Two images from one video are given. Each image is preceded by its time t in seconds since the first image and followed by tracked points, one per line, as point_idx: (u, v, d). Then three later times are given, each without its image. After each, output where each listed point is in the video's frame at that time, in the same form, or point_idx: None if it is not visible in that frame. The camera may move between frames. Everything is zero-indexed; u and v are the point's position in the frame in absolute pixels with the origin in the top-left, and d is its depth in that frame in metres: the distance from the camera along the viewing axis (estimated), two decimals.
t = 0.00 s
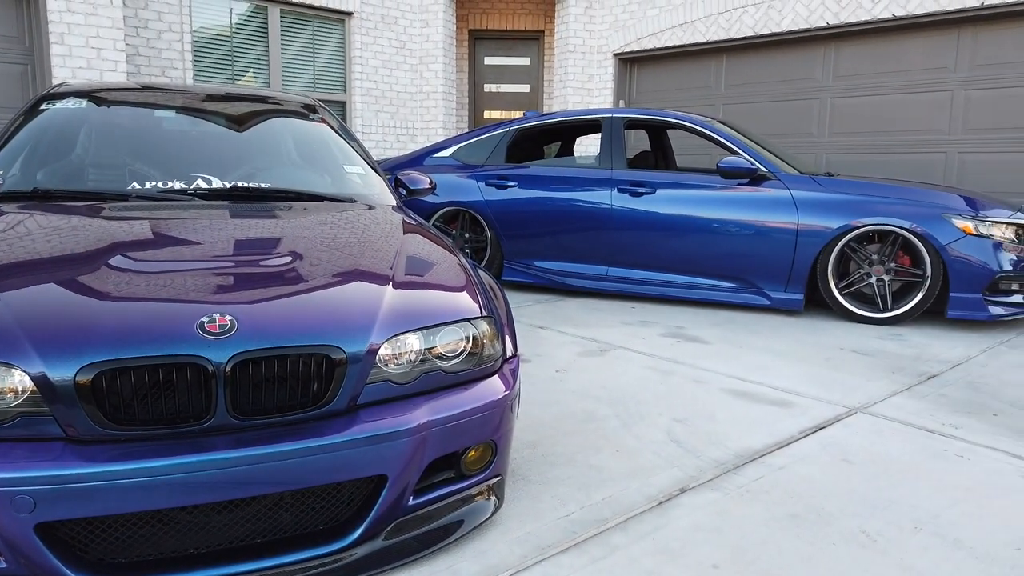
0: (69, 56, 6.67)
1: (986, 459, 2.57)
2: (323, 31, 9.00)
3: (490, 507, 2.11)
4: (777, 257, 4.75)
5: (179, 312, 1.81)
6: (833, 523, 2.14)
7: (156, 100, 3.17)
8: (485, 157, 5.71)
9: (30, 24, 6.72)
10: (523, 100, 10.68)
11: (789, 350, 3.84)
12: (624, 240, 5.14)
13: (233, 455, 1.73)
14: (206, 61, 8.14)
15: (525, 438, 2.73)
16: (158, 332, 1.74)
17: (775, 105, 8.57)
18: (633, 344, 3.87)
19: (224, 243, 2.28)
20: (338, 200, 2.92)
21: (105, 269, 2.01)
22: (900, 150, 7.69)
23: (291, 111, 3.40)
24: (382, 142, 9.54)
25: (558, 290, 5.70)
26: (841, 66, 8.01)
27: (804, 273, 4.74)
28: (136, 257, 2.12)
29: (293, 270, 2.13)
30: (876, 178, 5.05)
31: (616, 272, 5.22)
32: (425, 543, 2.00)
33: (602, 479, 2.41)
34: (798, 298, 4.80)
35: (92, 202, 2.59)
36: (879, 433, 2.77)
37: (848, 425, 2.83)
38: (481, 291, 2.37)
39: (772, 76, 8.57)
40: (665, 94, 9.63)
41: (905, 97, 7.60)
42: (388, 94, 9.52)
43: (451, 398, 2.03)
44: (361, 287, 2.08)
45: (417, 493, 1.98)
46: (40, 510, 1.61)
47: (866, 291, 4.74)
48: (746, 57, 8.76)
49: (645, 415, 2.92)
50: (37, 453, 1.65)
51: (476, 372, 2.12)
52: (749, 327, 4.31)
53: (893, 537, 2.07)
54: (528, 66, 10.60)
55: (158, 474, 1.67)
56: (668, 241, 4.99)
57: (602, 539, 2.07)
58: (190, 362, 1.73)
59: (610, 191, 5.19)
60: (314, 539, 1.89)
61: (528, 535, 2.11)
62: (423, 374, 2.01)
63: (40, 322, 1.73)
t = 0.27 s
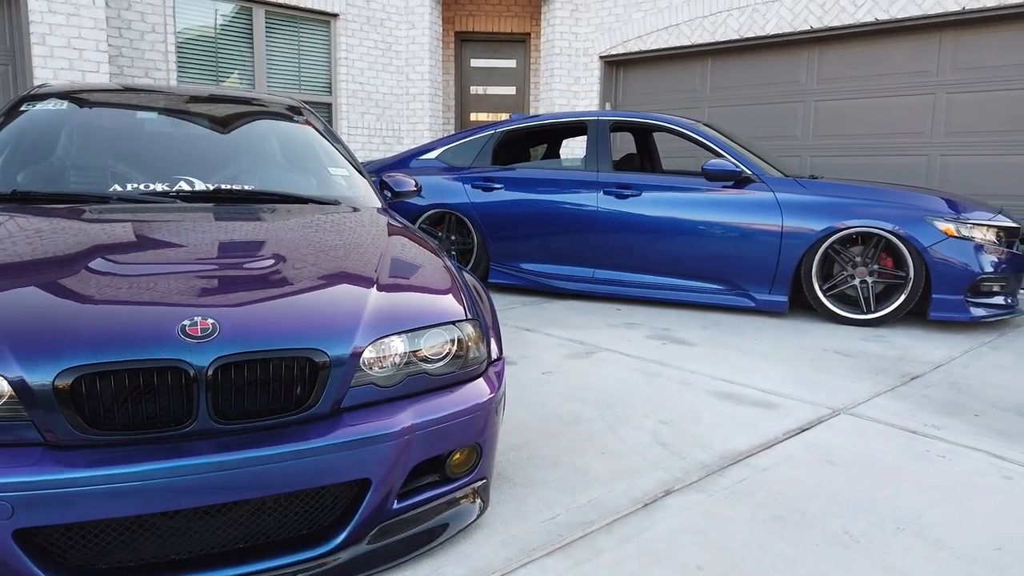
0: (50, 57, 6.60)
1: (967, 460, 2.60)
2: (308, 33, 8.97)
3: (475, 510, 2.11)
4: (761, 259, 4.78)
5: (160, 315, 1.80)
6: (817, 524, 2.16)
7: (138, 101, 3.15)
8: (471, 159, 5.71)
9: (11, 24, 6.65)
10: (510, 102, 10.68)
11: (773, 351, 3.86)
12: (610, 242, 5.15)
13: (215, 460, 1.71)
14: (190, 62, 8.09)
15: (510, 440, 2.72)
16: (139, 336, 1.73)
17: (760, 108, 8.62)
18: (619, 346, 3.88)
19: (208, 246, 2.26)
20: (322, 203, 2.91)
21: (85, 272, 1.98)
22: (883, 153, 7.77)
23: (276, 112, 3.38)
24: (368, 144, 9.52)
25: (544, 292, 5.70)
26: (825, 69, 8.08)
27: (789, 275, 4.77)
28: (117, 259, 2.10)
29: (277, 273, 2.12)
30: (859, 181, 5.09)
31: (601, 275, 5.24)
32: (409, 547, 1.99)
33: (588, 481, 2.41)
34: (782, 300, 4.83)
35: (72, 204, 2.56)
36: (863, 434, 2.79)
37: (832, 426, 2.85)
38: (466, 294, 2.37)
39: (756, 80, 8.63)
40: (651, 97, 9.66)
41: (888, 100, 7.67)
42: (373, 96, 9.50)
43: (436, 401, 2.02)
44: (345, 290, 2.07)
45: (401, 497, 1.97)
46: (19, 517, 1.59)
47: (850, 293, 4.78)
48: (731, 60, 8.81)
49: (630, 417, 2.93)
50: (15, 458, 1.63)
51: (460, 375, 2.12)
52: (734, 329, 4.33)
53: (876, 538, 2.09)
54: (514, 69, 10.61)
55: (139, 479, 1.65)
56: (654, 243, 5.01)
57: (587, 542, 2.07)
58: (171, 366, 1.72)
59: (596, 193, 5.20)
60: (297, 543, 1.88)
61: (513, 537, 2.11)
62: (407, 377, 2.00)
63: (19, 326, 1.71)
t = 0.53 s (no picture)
0: (33, 57, 6.54)
1: (949, 460, 2.62)
2: (294, 34, 8.94)
3: (459, 513, 2.10)
4: (747, 261, 4.80)
5: (141, 318, 1.78)
6: (800, 525, 2.17)
7: (121, 101, 3.12)
8: (458, 161, 5.70)
9: None
10: (497, 104, 10.69)
11: (759, 353, 3.88)
12: (597, 244, 5.16)
13: (196, 464, 1.70)
14: (175, 63, 8.04)
15: (496, 443, 2.72)
16: (120, 339, 1.71)
17: (746, 110, 8.67)
18: (605, 348, 3.89)
19: (192, 248, 2.24)
20: (307, 204, 2.89)
21: (66, 275, 1.96)
22: (867, 155, 7.83)
23: (260, 113, 3.36)
24: (354, 145, 9.50)
25: (531, 294, 5.71)
26: (810, 72, 8.14)
27: (774, 276, 4.79)
28: (98, 261, 2.08)
29: (261, 275, 2.10)
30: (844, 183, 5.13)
31: (588, 276, 5.25)
32: (393, 550, 1.98)
33: (573, 484, 2.41)
34: (767, 301, 4.85)
35: (53, 205, 2.53)
36: (847, 435, 2.81)
37: (816, 428, 2.86)
38: (452, 296, 2.36)
39: (742, 82, 8.67)
40: (638, 99, 9.69)
41: (873, 103, 7.73)
42: (360, 97, 9.47)
43: (420, 404, 2.01)
44: (329, 292, 2.06)
45: (385, 501, 1.96)
46: None
47: (834, 294, 4.81)
48: (717, 63, 8.86)
49: (616, 419, 2.93)
50: None
51: (445, 378, 2.11)
52: (720, 330, 4.35)
53: (860, 539, 2.10)
54: (501, 71, 10.61)
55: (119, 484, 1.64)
56: (640, 245, 5.02)
57: (572, 545, 2.07)
58: (152, 369, 1.70)
59: (583, 195, 5.21)
60: (279, 547, 1.86)
61: (499, 540, 2.10)
62: (391, 380, 1.99)
63: None
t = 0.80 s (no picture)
0: (14, 57, 6.47)
1: (931, 460, 2.64)
2: (279, 35, 8.90)
3: (443, 515, 2.09)
4: (731, 262, 4.82)
5: (121, 320, 1.76)
6: (783, 525, 2.17)
7: (102, 101, 3.09)
8: (444, 162, 5.69)
9: None
10: (484, 105, 10.68)
11: (744, 354, 3.89)
12: (583, 246, 5.16)
13: (176, 468, 1.69)
14: (158, 64, 7.99)
15: (481, 444, 2.71)
16: (99, 341, 1.69)
17: (731, 113, 8.71)
18: (591, 349, 3.89)
19: (176, 249, 2.22)
20: (290, 205, 2.88)
21: (45, 276, 1.94)
22: (851, 157, 7.88)
23: (244, 114, 3.34)
24: (340, 146, 9.46)
25: (518, 296, 5.71)
26: (794, 74, 8.20)
27: (759, 278, 4.82)
28: (79, 262, 2.06)
29: (244, 276, 2.09)
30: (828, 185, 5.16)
31: (574, 278, 5.26)
32: (377, 553, 1.97)
33: (558, 485, 2.41)
34: (752, 302, 4.87)
35: (31, 206, 2.51)
36: (830, 435, 2.82)
37: (800, 428, 2.88)
38: (436, 298, 2.36)
39: (727, 85, 8.72)
40: (624, 101, 9.72)
41: (857, 106, 7.79)
42: (346, 98, 9.44)
43: (404, 405, 2.01)
44: (313, 294, 2.06)
45: (368, 503, 1.95)
46: None
47: (818, 295, 4.84)
48: (703, 65, 8.90)
49: (602, 420, 2.93)
50: None
51: (429, 379, 2.10)
52: (705, 331, 4.36)
53: (843, 538, 2.11)
54: (488, 72, 10.61)
55: (97, 488, 1.62)
56: (626, 246, 5.03)
57: (557, 546, 2.07)
58: (131, 372, 1.69)
59: (569, 197, 5.21)
60: (261, 551, 1.85)
61: (483, 542, 2.10)
62: (375, 381, 1.99)
63: None
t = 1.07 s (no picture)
0: None
1: (912, 459, 2.66)
2: (263, 35, 8.85)
3: (427, 518, 2.08)
4: (715, 264, 4.85)
5: (100, 322, 1.75)
6: (766, 525, 2.18)
7: (82, 101, 3.05)
8: (429, 163, 5.68)
9: None
10: (469, 107, 10.67)
11: (728, 354, 3.91)
12: (568, 247, 5.17)
13: (155, 471, 1.67)
14: (140, 63, 7.92)
15: (466, 446, 2.70)
16: (77, 344, 1.68)
17: (715, 114, 8.75)
18: (576, 351, 3.89)
19: (158, 251, 2.20)
20: (272, 206, 2.86)
21: (23, 278, 1.92)
22: (834, 159, 7.94)
23: (226, 115, 3.32)
24: (325, 147, 9.42)
25: (503, 297, 5.71)
26: (777, 77, 8.26)
27: (742, 279, 4.84)
28: (59, 263, 2.03)
29: (226, 278, 2.08)
30: (811, 187, 5.19)
31: (559, 279, 5.26)
32: (359, 556, 1.96)
33: (542, 486, 2.41)
34: (736, 303, 4.90)
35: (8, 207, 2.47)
36: (813, 435, 2.84)
37: (783, 428, 2.89)
38: (420, 300, 2.35)
39: (711, 87, 8.77)
40: (609, 102, 9.75)
41: (840, 108, 7.85)
42: (330, 99, 9.40)
43: (387, 408, 2.00)
44: (295, 295, 2.04)
45: (350, 506, 1.94)
46: None
47: (801, 296, 4.87)
48: (687, 67, 8.94)
49: (586, 421, 2.93)
50: None
51: (413, 381, 2.09)
52: (689, 332, 4.38)
53: (825, 538, 2.12)
54: (473, 73, 10.60)
55: (75, 492, 1.60)
56: (611, 247, 5.04)
57: (540, 548, 2.06)
58: (110, 375, 1.67)
59: (554, 198, 5.22)
60: (242, 556, 1.83)
61: (466, 544, 2.09)
62: (357, 384, 1.97)
63: None
